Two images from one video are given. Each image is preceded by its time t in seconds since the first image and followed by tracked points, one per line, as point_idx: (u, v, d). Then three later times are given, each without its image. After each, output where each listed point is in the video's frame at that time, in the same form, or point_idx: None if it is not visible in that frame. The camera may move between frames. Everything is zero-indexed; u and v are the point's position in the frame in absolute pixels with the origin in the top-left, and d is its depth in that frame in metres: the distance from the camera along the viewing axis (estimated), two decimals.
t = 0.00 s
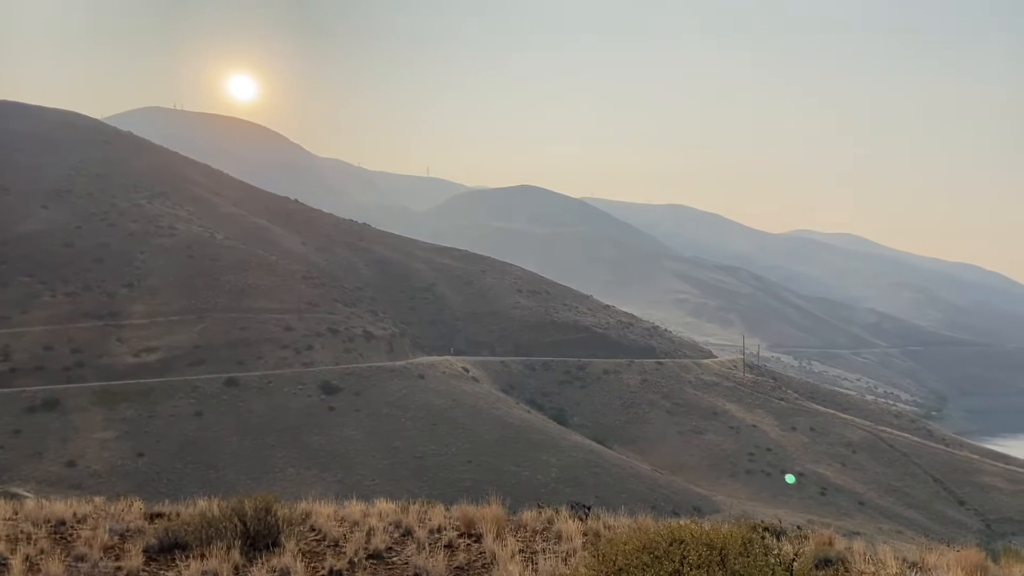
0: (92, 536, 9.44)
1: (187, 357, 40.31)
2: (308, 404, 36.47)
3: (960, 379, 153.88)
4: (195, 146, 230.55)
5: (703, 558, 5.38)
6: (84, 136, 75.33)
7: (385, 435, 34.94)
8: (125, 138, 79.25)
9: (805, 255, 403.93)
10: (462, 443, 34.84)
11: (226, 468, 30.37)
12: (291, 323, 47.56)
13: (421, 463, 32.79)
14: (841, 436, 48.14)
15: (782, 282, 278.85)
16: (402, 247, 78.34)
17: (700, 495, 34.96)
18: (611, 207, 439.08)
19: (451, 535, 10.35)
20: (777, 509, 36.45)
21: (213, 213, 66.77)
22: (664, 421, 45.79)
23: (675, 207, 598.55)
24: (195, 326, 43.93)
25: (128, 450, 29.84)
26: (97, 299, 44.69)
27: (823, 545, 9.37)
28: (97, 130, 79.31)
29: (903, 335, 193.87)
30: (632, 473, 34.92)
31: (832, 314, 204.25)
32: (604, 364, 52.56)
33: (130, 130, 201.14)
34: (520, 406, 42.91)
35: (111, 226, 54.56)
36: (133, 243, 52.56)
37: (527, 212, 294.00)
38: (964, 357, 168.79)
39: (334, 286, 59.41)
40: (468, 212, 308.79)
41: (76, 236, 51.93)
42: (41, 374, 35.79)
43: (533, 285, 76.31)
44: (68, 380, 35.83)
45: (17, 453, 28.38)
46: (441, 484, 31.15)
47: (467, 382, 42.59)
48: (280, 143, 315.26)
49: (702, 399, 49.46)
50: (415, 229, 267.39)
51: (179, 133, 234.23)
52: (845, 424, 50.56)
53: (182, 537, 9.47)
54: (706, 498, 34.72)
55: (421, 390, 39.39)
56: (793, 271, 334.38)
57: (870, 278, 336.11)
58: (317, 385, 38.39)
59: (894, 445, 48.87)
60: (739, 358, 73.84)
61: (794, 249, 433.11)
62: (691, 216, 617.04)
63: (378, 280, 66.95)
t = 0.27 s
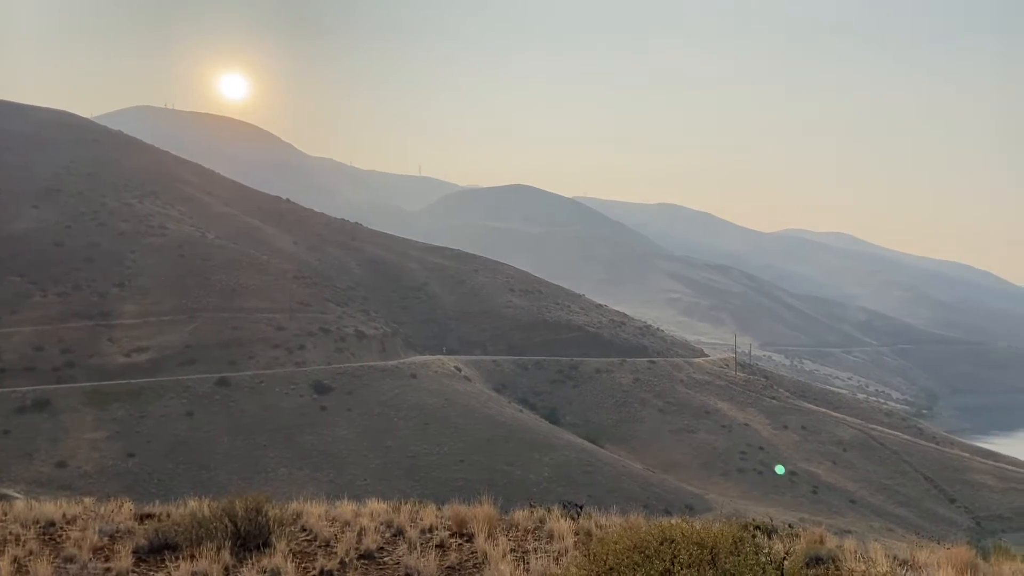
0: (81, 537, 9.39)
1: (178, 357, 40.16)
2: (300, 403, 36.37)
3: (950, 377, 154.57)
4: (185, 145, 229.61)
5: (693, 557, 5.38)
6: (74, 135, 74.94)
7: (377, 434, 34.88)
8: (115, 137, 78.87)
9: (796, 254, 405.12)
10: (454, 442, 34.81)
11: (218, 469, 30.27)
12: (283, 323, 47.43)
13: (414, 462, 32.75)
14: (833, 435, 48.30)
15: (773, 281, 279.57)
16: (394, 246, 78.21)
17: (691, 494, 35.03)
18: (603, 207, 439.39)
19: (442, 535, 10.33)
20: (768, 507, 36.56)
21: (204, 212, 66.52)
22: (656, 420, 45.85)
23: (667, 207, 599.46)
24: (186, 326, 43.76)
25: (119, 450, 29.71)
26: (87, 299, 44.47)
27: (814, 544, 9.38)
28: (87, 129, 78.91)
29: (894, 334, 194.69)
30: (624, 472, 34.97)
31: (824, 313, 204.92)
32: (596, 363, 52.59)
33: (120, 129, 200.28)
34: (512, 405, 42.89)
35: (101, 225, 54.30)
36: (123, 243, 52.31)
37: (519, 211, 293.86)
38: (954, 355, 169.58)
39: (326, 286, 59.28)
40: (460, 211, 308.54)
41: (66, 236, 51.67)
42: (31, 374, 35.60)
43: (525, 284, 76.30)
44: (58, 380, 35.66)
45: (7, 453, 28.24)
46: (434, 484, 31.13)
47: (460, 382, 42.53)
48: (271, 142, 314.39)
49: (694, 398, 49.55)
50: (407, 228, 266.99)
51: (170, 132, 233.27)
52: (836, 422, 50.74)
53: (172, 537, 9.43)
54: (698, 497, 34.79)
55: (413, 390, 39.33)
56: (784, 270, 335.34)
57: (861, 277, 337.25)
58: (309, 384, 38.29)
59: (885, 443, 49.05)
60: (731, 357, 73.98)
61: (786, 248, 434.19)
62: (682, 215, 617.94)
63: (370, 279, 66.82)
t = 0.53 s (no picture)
0: (69, 538, 9.32)
1: (168, 357, 40.00)
2: (291, 403, 36.27)
3: (939, 375, 155.40)
4: (175, 143, 228.39)
5: (683, 556, 5.38)
6: (62, 134, 74.46)
7: (368, 433, 34.83)
8: (104, 135, 78.39)
9: (786, 252, 406.36)
10: (446, 441, 34.80)
11: (208, 469, 30.16)
12: (273, 322, 47.29)
13: (405, 461, 32.71)
14: (823, 432, 48.47)
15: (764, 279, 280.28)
16: (385, 245, 78.06)
17: (683, 492, 35.09)
18: (594, 205, 439.60)
19: (433, 534, 10.30)
20: (759, 505, 36.66)
21: (193, 211, 66.24)
22: (648, 418, 45.91)
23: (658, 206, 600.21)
24: (176, 325, 43.58)
25: (109, 450, 29.55)
26: (76, 298, 44.20)
27: (804, 541, 9.41)
28: (76, 127, 78.41)
29: (883, 331, 195.53)
30: (616, 470, 35.03)
31: (813, 311, 205.63)
32: (588, 362, 52.61)
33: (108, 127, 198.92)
34: (503, 404, 42.89)
35: (90, 224, 53.99)
36: (113, 242, 52.02)
37: (510, 210, 293.71)
38: (943, 353, 170.41)
39: (316, 285, 59.12)
40: (451, 209, 308.08)
41: (55, 235, 51.35)
42: (19, 374, 35.37)
43: (516, 283, 76.28)
44: (47, 380, 35.46)
45: None
46: (426, 483, 31.10)
47: (451, 380, 42.49)
48: (261, 140, 313.15)
49: (685, 396, 49.63)
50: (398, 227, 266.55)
51: (160, 130, 232.15)
52: (826, 420, 50.93)
53: (161, 538, 9.38)
54: (689, 495, 34.86)
55: (404, 389, 39.28)
56: (774, 268, 336.33)
57: (850, 275, 338.42)
58: (300, 383, 38.19)
59: (875, 440, 49.27)
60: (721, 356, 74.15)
61: (776, 246, 435.38)
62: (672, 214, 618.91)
63: (361, 278, 66.67)
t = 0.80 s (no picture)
0: (55, 538, 9.25)
1: (157, 356, 39.83)
2: (280, 402, 36.15)
3: (925, 372, 156.41)
4: (162, 140, 227.10)
5: (670, 552, 5.40)
6: (49, 132, 73.97)
7: (358, 432, 34.77)
8: (91, 133, 77.90)
9: (774, 250, 407.93)
10: (435, 439, 34.77)
11: (197, 468, 30.04)
12: (262, 321, 47.14)
13: (395, 460, 32.67)
14: (811, 429, 48.72)
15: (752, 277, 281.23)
16: (374, 243, 77.94)
17: (671, 489, 35.20)
18: (583, 204, 440.03)
19: (422, 533, 10.28)
20: (747, 502, 36.82)
21: (181, 209, 65.94)
22: (637, 416, 46.04)
23: (646, 204, 601.27)
24: (164, 324, 43.38)
25: (96, 450, 29.40)
26: (63, 297, 43.93)
27: (792, 538, 9.45)
28: (62, 125, 77.89)
29: (871, 329, 196.57)
30: (605, 468, 35.11)
31: (801, 309, 206.54)
32: (577, 360, 52.69)
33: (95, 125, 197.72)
34: (493, 402, 42.90)
35: (77, 223, 53.68)
36: (100, 241, 51.73)
37: (499, 208, 293.61)
38: (930, 350, 171.43)
39: (305, 284, 58.96)
40: (440, 207, 307.69)
41: (42, 234, 51.01)
42: (6, 373, 35.13)
43: (506, 281, 76.30)
44: (34, 380, 35.23)
45: None
46: (415, 481, 31.08)
47: (441, 379, 42.45)
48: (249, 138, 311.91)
49: (674, 393, 49.77)
50: (387, 225, 265.92)
51: (147, 128, 230.89)
52: (814, 417, 51.19)
53: (148, 537, 9.32)
54: (678, 492, 34.96)
55: (393, 387, 39.21)
56: (762, 266, 337.60)
57: (838, 273, 339.99)
58: (289, 382, 38.08)
59: (862, 437, 49.55)
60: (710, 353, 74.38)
61: (764, 244, 436.96)
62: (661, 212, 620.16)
63: (350, 277, 66.55)
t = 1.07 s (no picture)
0: (37, 539, 9.17)
1: (142, 355, 39.59)
2: (266, 400, 36.00)
3: (910, 369, 157.50)
4: (146, 137, 225.29)
5: (654, 550, 5.40)
6: (32, 129, 73.29)
7: (344, 430, 34.68)
8: (74, 130, 77.24)
9: (760, 248, 409.70)
10: (422, 437, 34.73)
11: (183, 468, 29.88)
12: (248, 319, 46.93)
13: (382, 459, 32.61)
14: (796, 426, 48.99)
15: (738, 275, 282.25)
16: (361, 241, 77.73)
17: (658, 486, 35.29)
18: (569, 202, 440.30)
19: (409, 531, 10.26)
20: (733, 498, 36.99)
21: (166, 208, 65.52)
22: (624, 413, 46.17)
23: (633, 202, 602.51)
24: (149, 323, 43.13)
25: (81, 450, 29.16)
26: (47, 296, 43.56)
27: (778, 534, 9.47)
28: (46, 123, 77.19)
29: (856, 326, 197.73)
30: (592, 465, 35.19)
31: (787, 306, 207.49)
32: (564, 357, 52.72)
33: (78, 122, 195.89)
34: (480, 400, 42.89)
35: (61, 221, 53.24)
36: (84, 239, 51.32)
37: (486, 206, 293.31)
38: (914, 348, 172.61)
39: (292, 282, 58.74)
40: (427, 205, 306.99)
41: (25, 232, 50.54)
42: None
43: (493, 279, 76.25)
44: (17, 379, 34.92)
45: None
46: (403, 479, 31.05)
47: (428, 377, 42.38)
48: (234, 136, 310.09)
49: (661, 390, 49.92)
50: (374, 223, 265.16)
51: (132, 125, 229.29)
52: (800, 414, 51.44)
53: (132, 538, 9.26)
54: (665, 489, 35.06)
55: (381, 386, 39.13)
56: (748, 264, 338.85)
57: (823, 271, 341.70)
58: (276, 381, 37.90)
59: (848, 434, 49.85)
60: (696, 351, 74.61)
61: (750, 242, 438.72)
62: (648, 210, 621.57)
63: (337, 275, 66.35)
